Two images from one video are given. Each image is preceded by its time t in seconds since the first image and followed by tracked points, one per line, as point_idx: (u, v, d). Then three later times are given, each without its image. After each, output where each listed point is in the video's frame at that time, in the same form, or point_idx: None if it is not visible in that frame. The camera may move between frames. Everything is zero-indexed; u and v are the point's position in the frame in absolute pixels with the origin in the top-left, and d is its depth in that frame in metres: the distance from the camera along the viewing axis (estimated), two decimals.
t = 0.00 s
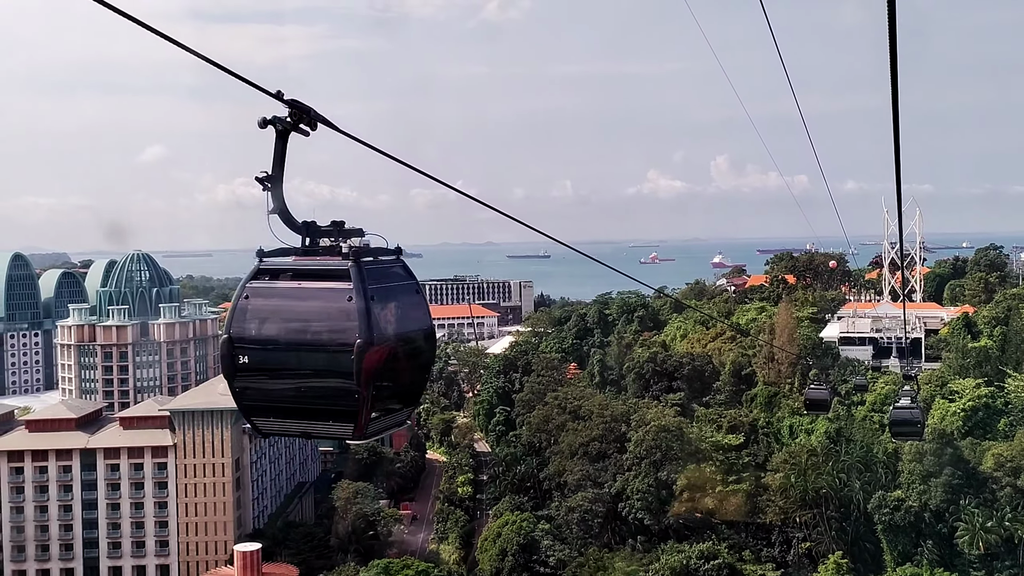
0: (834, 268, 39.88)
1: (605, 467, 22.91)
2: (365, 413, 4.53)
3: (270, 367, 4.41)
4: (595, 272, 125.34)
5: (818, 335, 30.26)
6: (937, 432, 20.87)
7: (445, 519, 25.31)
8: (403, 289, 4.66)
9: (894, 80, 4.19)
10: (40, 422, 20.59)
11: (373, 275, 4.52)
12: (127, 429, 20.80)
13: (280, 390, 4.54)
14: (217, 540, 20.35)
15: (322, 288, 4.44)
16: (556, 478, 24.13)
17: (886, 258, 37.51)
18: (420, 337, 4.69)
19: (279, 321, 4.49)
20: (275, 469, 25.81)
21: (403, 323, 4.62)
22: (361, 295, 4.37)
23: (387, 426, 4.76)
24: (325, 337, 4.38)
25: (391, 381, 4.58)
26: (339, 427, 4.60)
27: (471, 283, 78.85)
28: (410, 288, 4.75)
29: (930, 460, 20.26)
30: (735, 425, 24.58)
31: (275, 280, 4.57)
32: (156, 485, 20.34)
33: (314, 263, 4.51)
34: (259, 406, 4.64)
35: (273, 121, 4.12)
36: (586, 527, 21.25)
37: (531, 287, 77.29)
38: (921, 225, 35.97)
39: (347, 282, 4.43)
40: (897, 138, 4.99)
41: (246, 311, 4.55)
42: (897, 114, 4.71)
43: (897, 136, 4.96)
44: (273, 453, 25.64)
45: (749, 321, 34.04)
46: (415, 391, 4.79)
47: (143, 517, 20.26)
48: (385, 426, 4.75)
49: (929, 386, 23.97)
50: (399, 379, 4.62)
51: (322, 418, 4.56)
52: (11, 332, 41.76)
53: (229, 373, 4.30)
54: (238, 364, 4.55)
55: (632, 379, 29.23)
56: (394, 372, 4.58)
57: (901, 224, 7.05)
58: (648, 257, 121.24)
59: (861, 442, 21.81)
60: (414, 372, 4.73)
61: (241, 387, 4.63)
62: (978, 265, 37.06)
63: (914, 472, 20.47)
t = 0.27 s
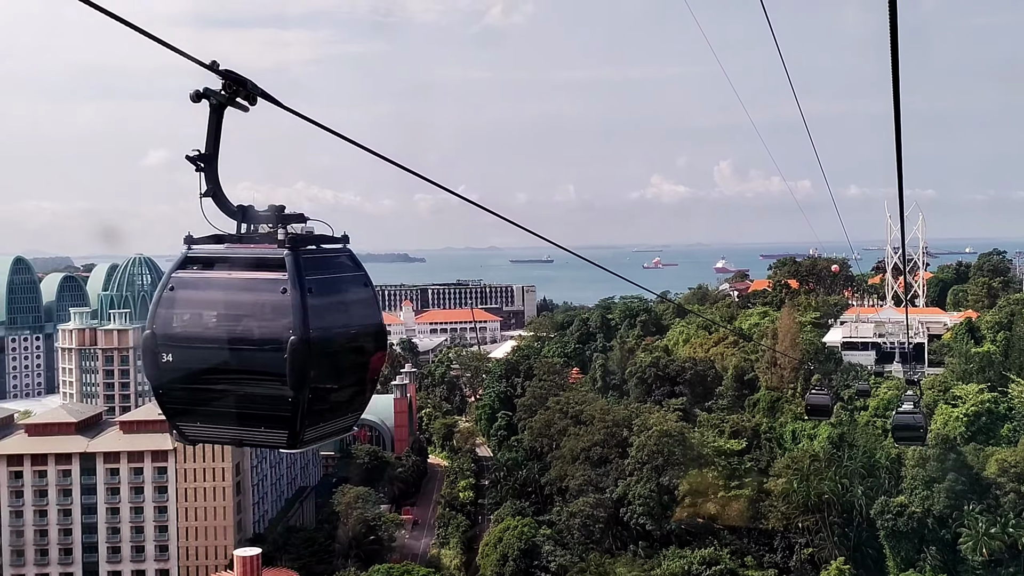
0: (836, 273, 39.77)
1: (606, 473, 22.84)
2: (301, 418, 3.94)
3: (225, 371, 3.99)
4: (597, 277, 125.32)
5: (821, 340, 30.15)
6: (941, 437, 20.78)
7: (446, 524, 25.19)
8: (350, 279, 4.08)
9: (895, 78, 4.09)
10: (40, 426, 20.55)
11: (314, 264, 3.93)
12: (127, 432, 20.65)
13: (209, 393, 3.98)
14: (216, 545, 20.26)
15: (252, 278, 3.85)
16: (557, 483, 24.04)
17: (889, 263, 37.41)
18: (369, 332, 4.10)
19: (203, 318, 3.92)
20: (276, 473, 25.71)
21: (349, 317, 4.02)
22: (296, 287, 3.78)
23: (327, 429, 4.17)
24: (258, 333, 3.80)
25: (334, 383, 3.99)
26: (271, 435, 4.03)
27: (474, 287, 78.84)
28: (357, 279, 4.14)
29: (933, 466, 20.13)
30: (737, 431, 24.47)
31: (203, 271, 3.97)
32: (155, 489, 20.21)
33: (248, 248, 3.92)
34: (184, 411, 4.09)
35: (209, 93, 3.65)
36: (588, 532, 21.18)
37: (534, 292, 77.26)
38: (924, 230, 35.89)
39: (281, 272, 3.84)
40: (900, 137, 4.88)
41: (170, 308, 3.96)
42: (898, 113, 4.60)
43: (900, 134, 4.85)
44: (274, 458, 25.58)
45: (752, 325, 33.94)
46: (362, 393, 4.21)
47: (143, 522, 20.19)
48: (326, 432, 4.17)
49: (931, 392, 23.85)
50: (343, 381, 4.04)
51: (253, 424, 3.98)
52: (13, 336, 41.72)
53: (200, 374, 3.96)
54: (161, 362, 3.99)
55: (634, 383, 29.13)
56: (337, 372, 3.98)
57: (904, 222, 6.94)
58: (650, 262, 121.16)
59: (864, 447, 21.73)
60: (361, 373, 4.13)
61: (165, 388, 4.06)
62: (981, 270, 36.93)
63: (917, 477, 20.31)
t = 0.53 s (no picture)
0: (836, 276, 39.68)
1: (605, 477, 22.75)
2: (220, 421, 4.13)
3: (189, 382, 4.01)
4: (596, 281, 125.31)
5: (820, 344, 30.07)
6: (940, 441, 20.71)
7: (444, 528, 25.09)
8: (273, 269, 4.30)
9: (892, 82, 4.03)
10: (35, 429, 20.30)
11: (234, 249, 4.13)
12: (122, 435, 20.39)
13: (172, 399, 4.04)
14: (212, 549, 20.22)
15: (161, 265, 4.03)
16: (556, 486, 23.93)
17: (889, 267, 37.35)
18: (291, 331, 4.32)
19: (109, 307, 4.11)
20: (273, 477, 25.60)
21: (270, 314, 4.24)
22: (208, 277, 3.97)
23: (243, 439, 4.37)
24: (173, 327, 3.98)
25: (253, 378, 4.20)
26: (185, 442, 4.17)
27: (473, 291, 78.78)
28: (287, 268, 4.38)
29: (932, 470, 20.01)
30: (736, 435, 24.39)
31: (115, 255, 4.15)
32: (151, 493, 20.03)
33: (164, 231, 4.09)
34: (112, 412, 4.21)
35: (119, 59, 3.86)
36: (586, 536, 20.96)
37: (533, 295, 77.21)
38: (923, 234, 35.84)
39: (195, 259, 4.02)
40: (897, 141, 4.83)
41: (74, 293, 4.14)
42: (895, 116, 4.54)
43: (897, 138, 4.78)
44: (271, 462, 25.47)
45: (751, 329, 33.86)
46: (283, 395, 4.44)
47: (138, 525, 20.08)
48: (244, 440, 4.36)
49: (931, 396, 23.75)
50: (262, 376, 4.25)
51: (162, 431, 4.14)
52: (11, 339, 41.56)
53: (179, 386, 4.03)
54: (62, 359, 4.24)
55: (632, 387, 29.04)
56: (253, 372, 4.20)
57: (902, 228, 6.90)
58: (650, 265, 121.14)
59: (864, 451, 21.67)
60: (281, 372, 4.36)
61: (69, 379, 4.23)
62: (980, 274, 36.87)
63: (916, 481, 20.22)
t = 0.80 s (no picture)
0: (830, 280, 39.69)
1: (598, 480, 22.67)
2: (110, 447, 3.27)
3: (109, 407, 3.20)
4: (591, 284, 125.33)
5: (814, 348, 30.02)
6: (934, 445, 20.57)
7: (437, 531, 24.95)
8: (176, 249, 3.48)
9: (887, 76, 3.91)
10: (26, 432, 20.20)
11: (131, 222, 3.36)
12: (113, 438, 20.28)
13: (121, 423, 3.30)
14: (204, 552, 19.90)
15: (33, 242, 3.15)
16: (549, 490, 23.84)
17: (883, 271, 37.35)
18: (206, 323, 3.55)
19: None
20: (265, 480, 25.44)
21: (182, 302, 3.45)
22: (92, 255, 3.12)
23: (130, 445, 3.41)
24: (43, 320, 3.07)
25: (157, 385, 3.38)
26: (62, 446, 3.23)
27: (467, 293, 78.70)
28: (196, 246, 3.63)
29: (926, 475, 19.95)
30: (730, 438, 24.32)
31: None
32: (141, 495, 19.90)
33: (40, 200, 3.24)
34: None
35: None
36: (579, 539, 21.00)
37: (528, 298, 77.20)
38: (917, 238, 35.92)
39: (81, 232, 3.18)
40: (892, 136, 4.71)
41: None
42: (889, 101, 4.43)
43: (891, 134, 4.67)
44: (263, 464, 25.29)
45: (745, 333, 33.82)
46: (194, 397, 3.64)
47: (128, 528, 19.93)
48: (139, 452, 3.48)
49: (925, 400, 23.72)
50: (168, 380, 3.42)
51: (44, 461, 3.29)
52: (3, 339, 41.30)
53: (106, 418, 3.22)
54: None
55: (626, 390, 28.95)
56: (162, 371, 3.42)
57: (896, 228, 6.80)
58: (645, 269, 121.30)
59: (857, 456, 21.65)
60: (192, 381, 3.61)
61: None
62: (974, 278, 36.88)
63: (910, 486, 20.17)
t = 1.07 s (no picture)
0: (820, 284, 39.71)
1: (588, 485, 22.62)
2: None
3: None
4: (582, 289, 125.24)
5: (804, 352, 30.00)
6: (923, 449, 20.36)
7: (427, 536, 24.83)
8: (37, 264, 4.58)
9: (871, 12, 3.90)
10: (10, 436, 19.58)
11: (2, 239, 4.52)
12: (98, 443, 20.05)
13: None
14: (189, 557, 20.06)
15: None
16: (538, 495, 23.74)
17: (873, 275, 37.42)
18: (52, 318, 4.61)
19: None
20: (254, 484, 25.33)
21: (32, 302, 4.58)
22: None
23: None
24: None
25: None
26: None
27: (458, 297, 78.56)
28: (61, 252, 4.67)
29: (915, 479, 19.82)
30: (720, 442, 24.26)
31: None
32: (128, 500, 19.57)
33: None
34: None
35: None
36: (569, 544, 20.84)
37: (519, 302, 77.12)
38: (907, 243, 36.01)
39: None
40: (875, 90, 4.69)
41: None
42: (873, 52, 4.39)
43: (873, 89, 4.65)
44: (252, 468, 25.16)
45: (736, 337, 33.80)
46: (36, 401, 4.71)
47: (115, 533, 19.51)
48: None
49: (914, 403, 23.75)
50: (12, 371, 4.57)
51: None
52: None
53: None
54: None
55: (617, 395, 28.87)
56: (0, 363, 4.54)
57: (883, 207, 6.71)
58: (636, 273, 121.40)
59: (847, 460, 21.76)
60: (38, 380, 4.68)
61: None
62: (963, 282, 36.98)
63: (900, 490, 20.07)
